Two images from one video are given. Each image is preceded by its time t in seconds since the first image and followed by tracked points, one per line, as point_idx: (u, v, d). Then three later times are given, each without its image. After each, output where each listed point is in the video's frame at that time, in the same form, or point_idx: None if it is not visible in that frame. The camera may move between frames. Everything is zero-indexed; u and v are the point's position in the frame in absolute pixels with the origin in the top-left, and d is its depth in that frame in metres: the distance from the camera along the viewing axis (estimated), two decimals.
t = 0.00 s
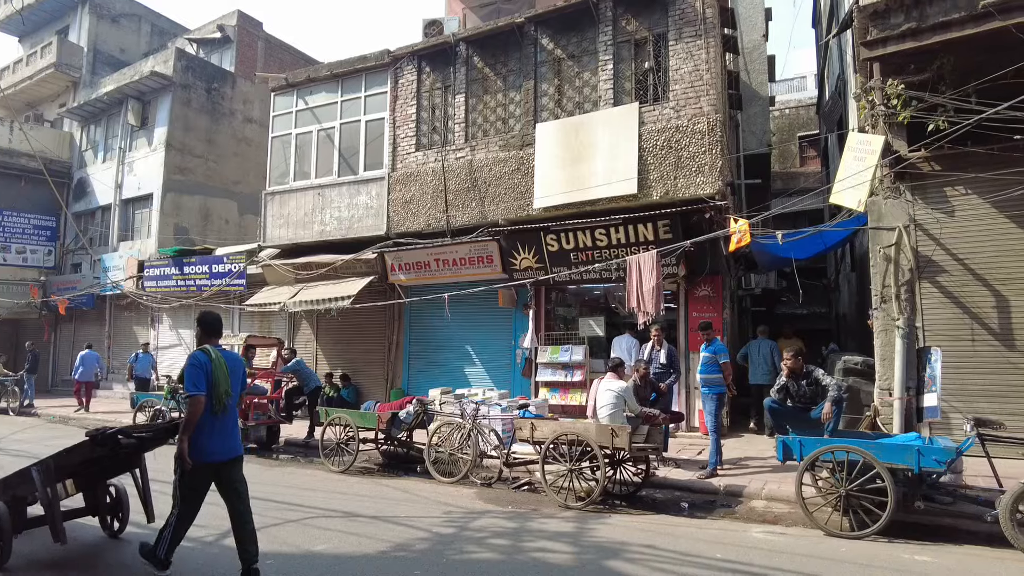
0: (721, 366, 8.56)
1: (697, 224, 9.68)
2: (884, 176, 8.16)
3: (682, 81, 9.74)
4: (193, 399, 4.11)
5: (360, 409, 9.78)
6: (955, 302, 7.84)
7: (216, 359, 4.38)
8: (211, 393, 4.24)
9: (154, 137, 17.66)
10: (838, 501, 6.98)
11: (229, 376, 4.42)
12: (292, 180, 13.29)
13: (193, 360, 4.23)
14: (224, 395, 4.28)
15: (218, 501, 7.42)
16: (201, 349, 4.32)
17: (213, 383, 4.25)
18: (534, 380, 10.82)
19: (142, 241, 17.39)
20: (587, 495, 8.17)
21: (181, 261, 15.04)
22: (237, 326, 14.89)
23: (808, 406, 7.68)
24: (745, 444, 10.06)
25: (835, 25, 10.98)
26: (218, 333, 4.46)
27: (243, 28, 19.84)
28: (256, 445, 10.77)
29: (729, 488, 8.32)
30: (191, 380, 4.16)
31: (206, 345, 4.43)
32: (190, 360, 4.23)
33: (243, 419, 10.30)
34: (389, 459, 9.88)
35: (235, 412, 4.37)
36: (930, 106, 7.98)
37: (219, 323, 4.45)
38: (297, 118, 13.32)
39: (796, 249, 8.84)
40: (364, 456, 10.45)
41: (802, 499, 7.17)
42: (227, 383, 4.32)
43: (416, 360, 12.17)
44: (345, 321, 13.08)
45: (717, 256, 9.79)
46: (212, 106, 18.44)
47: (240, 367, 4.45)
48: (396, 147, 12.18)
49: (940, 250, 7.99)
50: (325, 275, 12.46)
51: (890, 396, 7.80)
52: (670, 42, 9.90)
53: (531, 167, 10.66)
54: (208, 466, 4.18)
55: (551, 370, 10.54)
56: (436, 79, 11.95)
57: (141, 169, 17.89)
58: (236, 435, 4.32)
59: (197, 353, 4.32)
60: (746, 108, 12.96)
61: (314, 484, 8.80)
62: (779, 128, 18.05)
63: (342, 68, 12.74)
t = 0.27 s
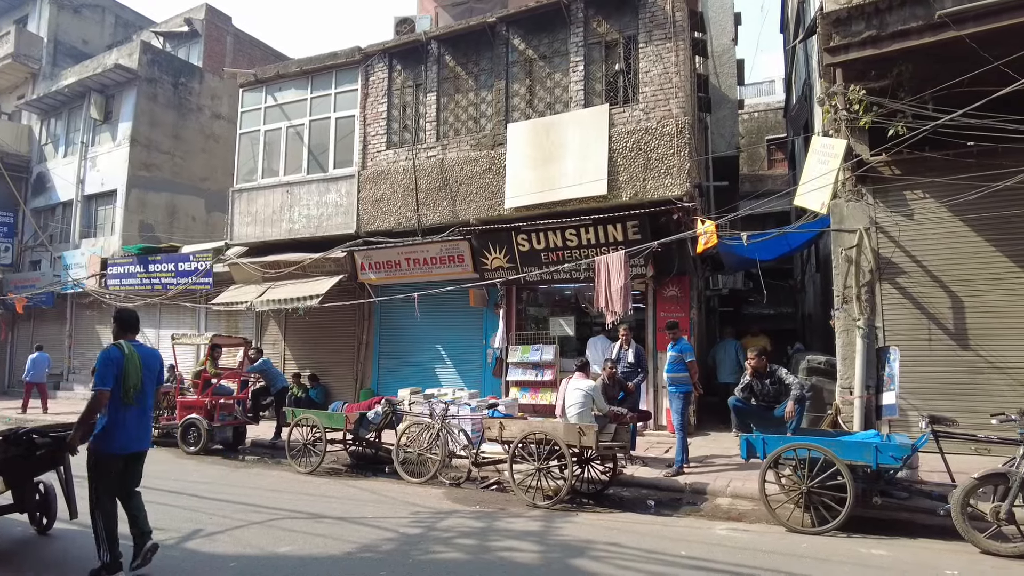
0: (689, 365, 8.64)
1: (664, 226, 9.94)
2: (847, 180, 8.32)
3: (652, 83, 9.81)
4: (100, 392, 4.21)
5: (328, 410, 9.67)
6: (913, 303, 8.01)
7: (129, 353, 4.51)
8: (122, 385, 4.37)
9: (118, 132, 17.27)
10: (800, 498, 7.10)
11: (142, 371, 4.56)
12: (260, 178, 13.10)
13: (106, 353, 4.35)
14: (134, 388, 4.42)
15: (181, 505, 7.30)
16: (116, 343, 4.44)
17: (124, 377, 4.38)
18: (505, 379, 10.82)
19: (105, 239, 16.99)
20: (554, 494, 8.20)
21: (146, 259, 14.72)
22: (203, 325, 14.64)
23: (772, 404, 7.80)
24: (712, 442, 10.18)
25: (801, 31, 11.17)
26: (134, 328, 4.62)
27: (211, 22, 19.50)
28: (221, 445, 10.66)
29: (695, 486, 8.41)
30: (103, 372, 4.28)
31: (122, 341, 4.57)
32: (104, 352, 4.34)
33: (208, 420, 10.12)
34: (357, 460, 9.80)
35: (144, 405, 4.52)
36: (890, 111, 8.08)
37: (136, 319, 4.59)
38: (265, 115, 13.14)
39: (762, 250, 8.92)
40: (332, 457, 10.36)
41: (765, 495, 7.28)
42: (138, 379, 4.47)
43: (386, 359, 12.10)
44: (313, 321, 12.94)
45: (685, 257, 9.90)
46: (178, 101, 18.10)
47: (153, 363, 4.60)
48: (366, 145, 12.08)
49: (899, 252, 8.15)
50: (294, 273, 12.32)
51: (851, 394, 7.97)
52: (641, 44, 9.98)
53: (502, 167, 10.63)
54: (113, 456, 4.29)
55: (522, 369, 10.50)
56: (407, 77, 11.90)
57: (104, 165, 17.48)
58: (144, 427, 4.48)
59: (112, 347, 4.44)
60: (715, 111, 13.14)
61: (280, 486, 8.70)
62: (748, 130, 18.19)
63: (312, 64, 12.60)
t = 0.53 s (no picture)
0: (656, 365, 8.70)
1: (632, 227, 9.97)
2: (808, 182, 8.58)
3: (621, 85, 9.88)
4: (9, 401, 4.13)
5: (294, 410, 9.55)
6: (873, 304, 8.18)
7: (45, 360, 4.41)
8: (35, 394, 4.30)
9: (79, 126, 16.82)
10: (762, 495, 7.20)
11: (58, 377, 4.49)
12: (226, 175, 12.89)
13: (18, 361, 4.27)
14: (49, 396, 4.35)
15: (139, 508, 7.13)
16: (30, 350, 4.35)
17: (37, 386, 4.30)
18: (474, 379, 10.81)
19: (66, 235, 16.55)
20: (521, 493, 8.21)
21: (107, 256, 14.37)
22: (167, 325, 14.35)
23: (735, 403, 7.89)
24: (678, 440, 10.30)
25: (767, 36, 11.36)
26: (51, 334, 4.51)
27: (177, 15, 19.12)
28: (184, 447, 10.47)
29: (660, 484, 8.50)
30: (13, 381, 4.20)
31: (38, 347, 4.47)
32: (16, 359, 4.26)
33: (171, 421, 9.91)
34: (324, 461, 9.72)
35: (58, 412, 4.48)
36: (850, 117, 8.18)
37: (55, 327, 4.47)
38: (232, 111, 12.93)
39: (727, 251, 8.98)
40: (298, 458, 10.24)
41: (728, 493, 7.37)
42: (53, 387, 4.39)
43: (354, 359, 12.01)
44: (280, 320, 12.77)
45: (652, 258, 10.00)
46: (142, 95, 17.71)
47: (68, 371, 4.54)
48: (335, 143, 11.96)
49: (860, 254, 8.33)
50: (260, 272, 12.22)
51: (812, 393, 8.09)
52: (610, 46, 10.05)
53: (472, 167, 10.60)
54: (24, 463, 4.28)
55: (490, 369, 10.52)
56: (377, 74, 11.82)
57: (65, 159, 17.02)
58: (56, 434, 4.44)
59: (25, 354, 4.35)
60: (683, 113, 13.30)
61: (243, 488, 8.56)
62: (715, 133, 18.60)
63: (280, 60, 12.43)
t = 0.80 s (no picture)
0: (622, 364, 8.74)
1: (598, 228, 10.07)
2: (770, 185, 8.69)
3: (588, 87, 9.94)
4: None
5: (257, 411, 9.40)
6: (832, 304, 8.34)
7: None
8: None
9: (35, 119, 16.32)
10: (721, 492, 7.31)
11: None
12: (189, 171, 12.64)
13: None
14: None
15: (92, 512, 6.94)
16: None
17: None
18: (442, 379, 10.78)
19: (21, 232, 16.04)
20: (486, 493, 8.19)
21: (64, 253, 13.97)
22: (127, 324, 14.01)
23: (697, 402, 8.01)
24: (643, 438, 10.40)
25: (732, 42, 11.55)
26: None
27: (140, 7, 18.69)
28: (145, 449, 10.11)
29: (623, 482, 8.57)
30: None
31: None
32: None
33: (130, 423, 9.67)
34: (287, 462, 9.62)
35: None
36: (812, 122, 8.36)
37: None
38: (196, 106, 12.68)
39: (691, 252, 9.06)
40: (261, 459, 10.10)
41: (690, 490, 7.45)
42: None
43: (320, 359, 11.89)
44: (244, 319, 12.57)
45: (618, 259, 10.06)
46: (102, 88, 17.27)
47: None
48: (301, 140, 11.82)
49: (820, 256, 8.47)
50: (225, 271, 12.06)
51: (772, 393, 8.16)
52: (578, 48, 10.11)
53: (441, 166, 10.56)
54: None
55: (459, 369, 10.36)
56: (345, 71, 11.71)
57: (20, 153, 16.49)
58: None
59: None
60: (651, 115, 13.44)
61: (203, 491, 8.40)
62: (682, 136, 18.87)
63: (246, 56, 12.22)
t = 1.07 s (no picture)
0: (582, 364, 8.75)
1: (562, 229, 10.09)
2: (726, 189, 8.81)
3: (552, 88, 9.98)
4: None
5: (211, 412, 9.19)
6: (786, 305, 8.53)
7: None
8: None
9: None
10: (677, 490, 7.39)
11: None
12: (144, 165, 12.29)
13: None
14: None
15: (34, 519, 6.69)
16: None
17: None
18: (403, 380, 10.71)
19: None
20: (445, 493, 8.15)
21: (9, 249, 13.44)
22: (76, 322, 13.55)
23: (655, 401, 8.14)
24: (604, 437, 10.50)
25: (694, 47, 11.73)
26: None
27: None
28: (93, 452, 9.76)
29: (583, 481, 8.63)
30: None
31: None
32: None
33: (78, 426, 9.33)
34: (243, 464, 9.44)
35: None
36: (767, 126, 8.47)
37: None
38: (152, 99, 12.34)
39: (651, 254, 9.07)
40: (216, 461, 9.88)
41: (647, 488, 7.52)
42: None
43: (278, 358, 11.71)
44: (200, 318, 12.29)
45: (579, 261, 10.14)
46: (52, 79, 16.68)
47: None
48: (261, 136, 11.60)
49: (775, 258, 8.65)
50: (180, 269, 11.79)
51: (727, 391, 8.36)
52: (542, 49, 10.14)
53: (404, 164, 10.47)
54: None
55: (421, 369, 10.31)
56: (307, 67, 11.55)
57: None
58: None
59: None
60: (614, 118, 13.58)
61: (153, 495, 8.16)
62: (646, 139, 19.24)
63: (204, 49, 11.93)
